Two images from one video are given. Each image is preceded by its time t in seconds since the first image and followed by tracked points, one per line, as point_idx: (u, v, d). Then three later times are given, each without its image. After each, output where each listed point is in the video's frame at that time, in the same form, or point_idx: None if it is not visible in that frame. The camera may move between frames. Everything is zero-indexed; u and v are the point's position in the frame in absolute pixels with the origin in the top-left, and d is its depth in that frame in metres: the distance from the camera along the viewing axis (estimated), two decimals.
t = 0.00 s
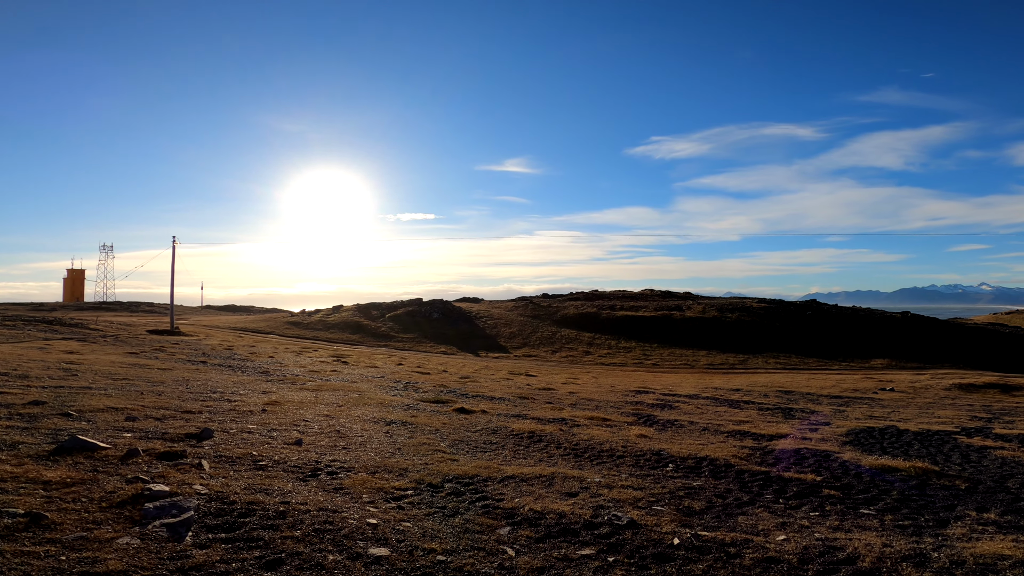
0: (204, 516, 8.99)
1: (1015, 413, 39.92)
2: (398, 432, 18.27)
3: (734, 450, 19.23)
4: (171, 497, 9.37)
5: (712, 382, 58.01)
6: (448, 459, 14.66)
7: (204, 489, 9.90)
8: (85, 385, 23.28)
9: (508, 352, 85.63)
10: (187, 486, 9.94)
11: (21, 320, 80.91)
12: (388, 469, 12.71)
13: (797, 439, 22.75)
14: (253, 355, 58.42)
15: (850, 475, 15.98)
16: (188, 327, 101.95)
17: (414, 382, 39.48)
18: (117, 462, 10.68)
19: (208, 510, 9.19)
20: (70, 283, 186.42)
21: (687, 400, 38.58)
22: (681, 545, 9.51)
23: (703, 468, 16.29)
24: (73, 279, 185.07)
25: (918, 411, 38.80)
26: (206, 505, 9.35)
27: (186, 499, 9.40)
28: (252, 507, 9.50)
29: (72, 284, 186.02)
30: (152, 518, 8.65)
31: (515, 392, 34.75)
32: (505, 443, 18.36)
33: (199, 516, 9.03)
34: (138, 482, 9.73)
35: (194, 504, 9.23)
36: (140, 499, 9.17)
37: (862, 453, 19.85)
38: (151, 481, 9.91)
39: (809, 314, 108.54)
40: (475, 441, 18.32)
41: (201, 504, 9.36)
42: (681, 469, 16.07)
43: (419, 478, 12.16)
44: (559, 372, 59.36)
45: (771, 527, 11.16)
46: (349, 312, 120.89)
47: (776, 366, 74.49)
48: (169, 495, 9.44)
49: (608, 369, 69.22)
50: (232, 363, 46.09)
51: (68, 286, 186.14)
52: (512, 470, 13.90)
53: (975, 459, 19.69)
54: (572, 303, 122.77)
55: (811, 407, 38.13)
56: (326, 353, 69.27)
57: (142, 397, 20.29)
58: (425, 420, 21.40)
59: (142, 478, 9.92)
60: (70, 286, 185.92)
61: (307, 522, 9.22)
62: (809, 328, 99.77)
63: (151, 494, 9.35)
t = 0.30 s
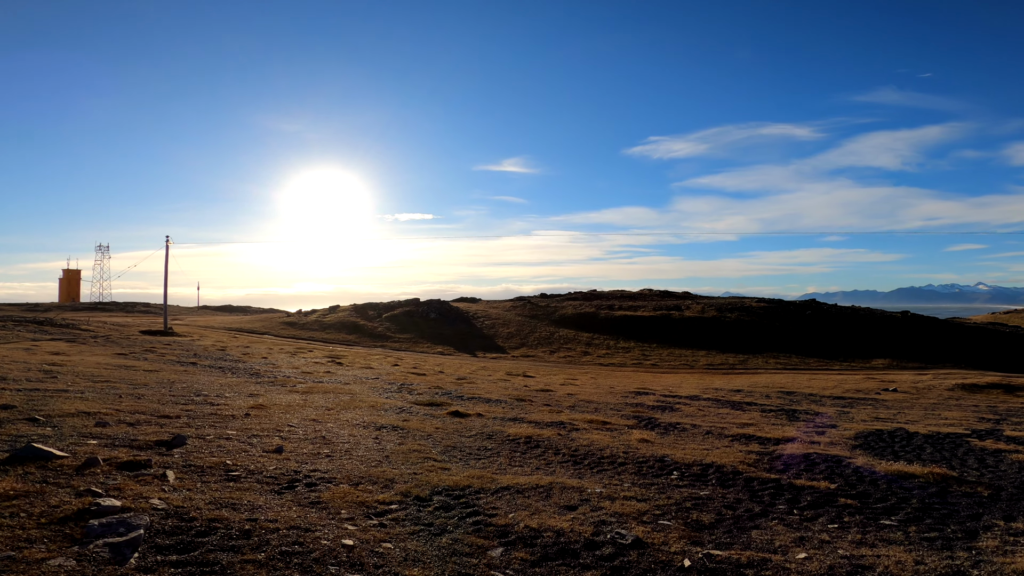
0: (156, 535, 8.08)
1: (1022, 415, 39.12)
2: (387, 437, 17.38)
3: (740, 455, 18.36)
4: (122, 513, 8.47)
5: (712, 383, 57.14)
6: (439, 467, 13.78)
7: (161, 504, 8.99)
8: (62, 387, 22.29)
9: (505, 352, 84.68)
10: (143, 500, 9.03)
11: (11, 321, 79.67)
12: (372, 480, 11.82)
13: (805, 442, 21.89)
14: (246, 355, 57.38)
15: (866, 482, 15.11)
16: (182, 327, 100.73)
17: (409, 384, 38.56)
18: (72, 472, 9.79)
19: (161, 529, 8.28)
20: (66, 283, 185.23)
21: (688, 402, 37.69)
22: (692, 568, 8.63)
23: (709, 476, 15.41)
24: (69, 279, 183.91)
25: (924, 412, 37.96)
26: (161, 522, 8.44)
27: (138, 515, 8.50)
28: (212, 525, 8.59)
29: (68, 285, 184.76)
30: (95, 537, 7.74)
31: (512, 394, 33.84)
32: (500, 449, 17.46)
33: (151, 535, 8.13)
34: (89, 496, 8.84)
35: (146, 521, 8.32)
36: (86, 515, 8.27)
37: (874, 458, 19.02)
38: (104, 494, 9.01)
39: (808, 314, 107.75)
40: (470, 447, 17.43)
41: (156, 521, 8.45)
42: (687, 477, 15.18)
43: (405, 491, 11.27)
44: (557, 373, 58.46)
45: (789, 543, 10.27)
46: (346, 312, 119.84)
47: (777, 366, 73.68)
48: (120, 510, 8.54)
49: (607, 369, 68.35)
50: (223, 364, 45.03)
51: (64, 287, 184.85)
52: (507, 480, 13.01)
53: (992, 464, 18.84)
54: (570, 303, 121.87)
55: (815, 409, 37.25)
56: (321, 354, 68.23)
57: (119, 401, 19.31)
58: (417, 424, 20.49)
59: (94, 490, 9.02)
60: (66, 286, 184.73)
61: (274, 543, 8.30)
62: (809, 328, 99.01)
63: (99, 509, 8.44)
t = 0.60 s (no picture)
0: (92, 551, 7.26)
1: None
2: (375, 441, 16.52)
3: (745, 459, 17.52)
4: (58, 524, 7.65)
5: (712, 384, 56.32)
6: (427, 474, 12.96)
7: (107, 516, 8.19)
8: (36, 389, 21.33)
9: (503, 352, 83.90)
10: (87, 510, 8.23)
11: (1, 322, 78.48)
12: (352, 489, 10.99)
13: (812, 445, 21.08)
14: (239, 356, 56.42)
15: (880, 488, 14.30)
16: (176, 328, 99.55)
17: (403, 385, 37.65)
18: (17, 479, 8.99)
19: (100, 543, 7.48)
20: (62, 283, 183.92)
21: (689, 403, 36.86)
22: None
23: (714, 483, 14.58)
24: (65, 279, 182.55)
25: (929, 413, 37.23)
26: (100, 536, 7.60)
27: (76, 527, 7.67)
28: (159, 540, 7.78)
29: (64, 285, 183.44)
30: (20, 550, 6.90)
31: (508, 395, 33.01)
32: (493, 453, 16.62)
33: (86, 550, 7.30)
34: (25, 504, 8.00)
35: (83, 534, 7.49)
36: (15, 526, 7.43)
37: (884, 462, 18.21)
38: (44, 503, 8.19)
39: (808, 314, 107.03)
40: (461, 451, 16.59)
41: (94, 535, 7.61)
42: (690, 484, 14.35)
43: (387, 501, 10.45)
44: (555, 374, 57.65)
45: (805, 558, 9.43)
46: (342, 312, 118.85)
47: (777, 366, 72.95)
48: (56, 522, 7.70)
49: (606, 370, 67.53)
50: (213, 364, 44.01)
51: (60, 287, 183.65)
52: (498, 488, 12.17)
53: (1007, 467, 18.07)
54: (568, 303, 121.04)
55: (819, 409, 36.48)
56: (315, 354, 67.26)
57: (92, 403, 18.35)
58: (407, 427, 19.63)
59: (32, 498, 8.19)
60: (61, 286, 183.38)
61: (228, 561, 7.48)
62: (809, 328, 98.32)
63: (31, 520, 7.60)
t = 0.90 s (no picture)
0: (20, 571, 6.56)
1: None
2: (363, 446, 15.70)
3: (752, 465, 16.69)
4: None
5: (713, 385, 55.48)
6: (416, 482, 12.16)
7: (47, 529, 7.49)
8: (14, 390, 20.55)
9: (501, 352, 83.14)
10: (25, 524, 7.52)
11: None
12: (331, 501, 10.21)
13: (820, 449, 20.33)
14: (233, 356, 55.66)
15: (899, 496, 13.57)
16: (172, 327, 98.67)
17: (398, 385, 36.86)
18: None
19: (31, 561, 6.79)
20: (59, 283, 183.05)
21: (690, 405, 36.02)
22: None
23: (722, 491, 13.76)
24: (63, 279, 181.77)
25: (935, 415, 36.49)
26: (34, 553, 6.91)
27: (8, 543, 6.98)
28: (101, 558, 7.08)
29: (61, 285, 182.59)
30: None
31: (505, 396, 32.22)
32: (488, 459, 15.78)
33: (15, 569, 6.62)
34: None
35: (15, 550, 6.82)
36: None
37: (898, 468, 17.39)
38: None
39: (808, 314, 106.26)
40: (454, 457, 15.74)
41: (28, 551, 6.93)
42: (697, 493, 13.52)
43: (369, 515, 9.66)
44: (553, 374, 57.00)
45: None
46: (339, 312, 118.04)
47: (778, 367, 72.28)
48: None
49: (605, 370, 66.69)
50: (205, 365, 43.21)
51: (57, 286, 182.58)
52: (490, 499, 11.36)
53: None
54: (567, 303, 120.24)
55: (823, 411, 35.72)
56: (311, 354, 66.49)
57: (68, 405, 17.56)
58: (398, 431, 18.78)
59: None
60: (59, 286, 182.52)
61: None
62: (810, 328, 97.65)
63: None
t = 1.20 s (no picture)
0: None
1: None
2: (352, 451, 14.81)
3: (764, 471, 15.84)
4: None
5: (715, 385, 54.62)
6: (407, 493, 11.33)
7: None
8: None
9: (500, 352, 82.27)
10: None
11: None
12: (310, 513, 9.47)
13: (833, 453, 19.52)
14: (226, 355, 54.76)
15: (925, 505, 12.82)
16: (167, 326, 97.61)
17: (394, 385, 36.00)
18: None
19: None
20: (56, 283, 182.06)
21: (693, 406, 35.12)
22: None
23: (736, 499, 12.91)
24: (59, 279, 180.74)
25: (944, 416, 35.71)
26: None
27: None
28: None
29: (58, 284, 181.55)
30: None
31: (504, 397, 31.37)
32: (485, 465, 14.90)
33: None
34: None
35: None
36: None
37: (916, 473, 16.57)
38: None
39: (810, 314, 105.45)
40: (448, 463, 14.85)
41: None
42: (709, 503, 12.67)
43: (351, 531, 8.87)
44: (553, 374, 56.19)
45: None
46: (337, 311, 117.06)
47: (780, 367, 71.47)
48: None
49: (605, 370, 65.77)
50: (197, 364, 42.26)
51: (54, 285, 181.27)
52: (486, 511, 10.53)
53: None
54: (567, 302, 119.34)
55: (829, 412, 34.91)
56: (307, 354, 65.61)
57: (41, 406, 16.70)
58: (390, 434, 17.85)
59: None
60: (55, 285, 181.43)
61: None
62: (811, 327, 96.88)
63: None
